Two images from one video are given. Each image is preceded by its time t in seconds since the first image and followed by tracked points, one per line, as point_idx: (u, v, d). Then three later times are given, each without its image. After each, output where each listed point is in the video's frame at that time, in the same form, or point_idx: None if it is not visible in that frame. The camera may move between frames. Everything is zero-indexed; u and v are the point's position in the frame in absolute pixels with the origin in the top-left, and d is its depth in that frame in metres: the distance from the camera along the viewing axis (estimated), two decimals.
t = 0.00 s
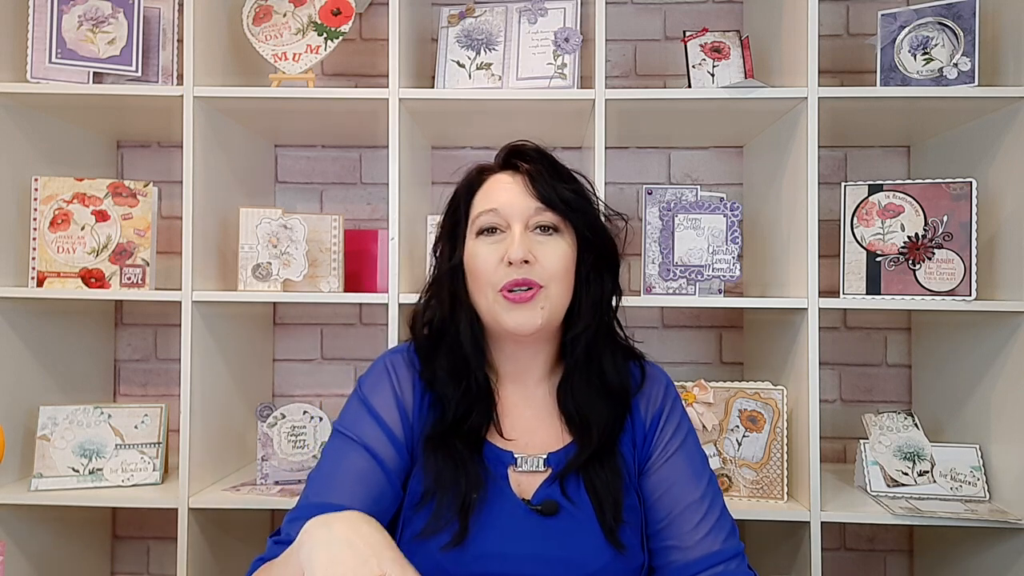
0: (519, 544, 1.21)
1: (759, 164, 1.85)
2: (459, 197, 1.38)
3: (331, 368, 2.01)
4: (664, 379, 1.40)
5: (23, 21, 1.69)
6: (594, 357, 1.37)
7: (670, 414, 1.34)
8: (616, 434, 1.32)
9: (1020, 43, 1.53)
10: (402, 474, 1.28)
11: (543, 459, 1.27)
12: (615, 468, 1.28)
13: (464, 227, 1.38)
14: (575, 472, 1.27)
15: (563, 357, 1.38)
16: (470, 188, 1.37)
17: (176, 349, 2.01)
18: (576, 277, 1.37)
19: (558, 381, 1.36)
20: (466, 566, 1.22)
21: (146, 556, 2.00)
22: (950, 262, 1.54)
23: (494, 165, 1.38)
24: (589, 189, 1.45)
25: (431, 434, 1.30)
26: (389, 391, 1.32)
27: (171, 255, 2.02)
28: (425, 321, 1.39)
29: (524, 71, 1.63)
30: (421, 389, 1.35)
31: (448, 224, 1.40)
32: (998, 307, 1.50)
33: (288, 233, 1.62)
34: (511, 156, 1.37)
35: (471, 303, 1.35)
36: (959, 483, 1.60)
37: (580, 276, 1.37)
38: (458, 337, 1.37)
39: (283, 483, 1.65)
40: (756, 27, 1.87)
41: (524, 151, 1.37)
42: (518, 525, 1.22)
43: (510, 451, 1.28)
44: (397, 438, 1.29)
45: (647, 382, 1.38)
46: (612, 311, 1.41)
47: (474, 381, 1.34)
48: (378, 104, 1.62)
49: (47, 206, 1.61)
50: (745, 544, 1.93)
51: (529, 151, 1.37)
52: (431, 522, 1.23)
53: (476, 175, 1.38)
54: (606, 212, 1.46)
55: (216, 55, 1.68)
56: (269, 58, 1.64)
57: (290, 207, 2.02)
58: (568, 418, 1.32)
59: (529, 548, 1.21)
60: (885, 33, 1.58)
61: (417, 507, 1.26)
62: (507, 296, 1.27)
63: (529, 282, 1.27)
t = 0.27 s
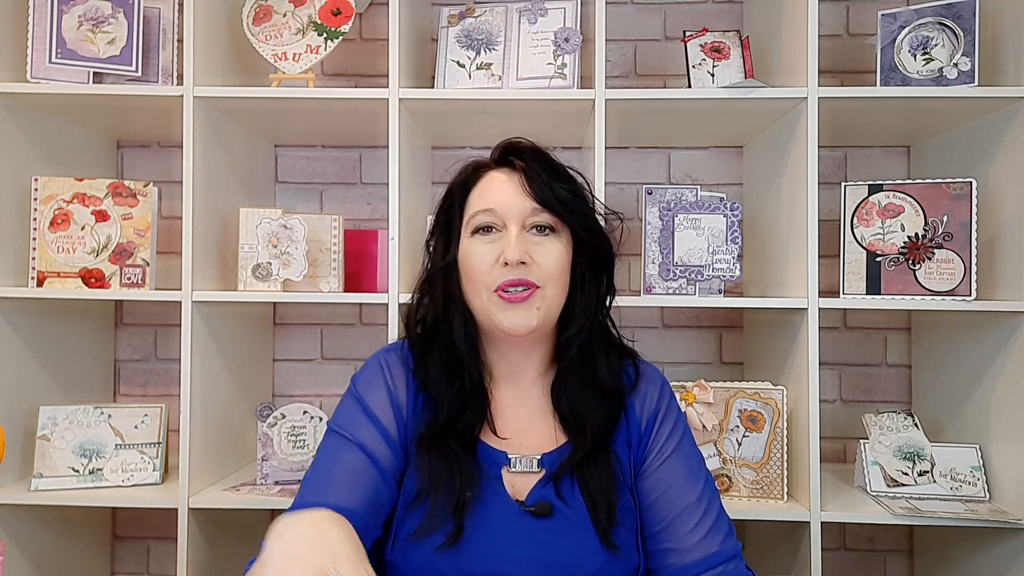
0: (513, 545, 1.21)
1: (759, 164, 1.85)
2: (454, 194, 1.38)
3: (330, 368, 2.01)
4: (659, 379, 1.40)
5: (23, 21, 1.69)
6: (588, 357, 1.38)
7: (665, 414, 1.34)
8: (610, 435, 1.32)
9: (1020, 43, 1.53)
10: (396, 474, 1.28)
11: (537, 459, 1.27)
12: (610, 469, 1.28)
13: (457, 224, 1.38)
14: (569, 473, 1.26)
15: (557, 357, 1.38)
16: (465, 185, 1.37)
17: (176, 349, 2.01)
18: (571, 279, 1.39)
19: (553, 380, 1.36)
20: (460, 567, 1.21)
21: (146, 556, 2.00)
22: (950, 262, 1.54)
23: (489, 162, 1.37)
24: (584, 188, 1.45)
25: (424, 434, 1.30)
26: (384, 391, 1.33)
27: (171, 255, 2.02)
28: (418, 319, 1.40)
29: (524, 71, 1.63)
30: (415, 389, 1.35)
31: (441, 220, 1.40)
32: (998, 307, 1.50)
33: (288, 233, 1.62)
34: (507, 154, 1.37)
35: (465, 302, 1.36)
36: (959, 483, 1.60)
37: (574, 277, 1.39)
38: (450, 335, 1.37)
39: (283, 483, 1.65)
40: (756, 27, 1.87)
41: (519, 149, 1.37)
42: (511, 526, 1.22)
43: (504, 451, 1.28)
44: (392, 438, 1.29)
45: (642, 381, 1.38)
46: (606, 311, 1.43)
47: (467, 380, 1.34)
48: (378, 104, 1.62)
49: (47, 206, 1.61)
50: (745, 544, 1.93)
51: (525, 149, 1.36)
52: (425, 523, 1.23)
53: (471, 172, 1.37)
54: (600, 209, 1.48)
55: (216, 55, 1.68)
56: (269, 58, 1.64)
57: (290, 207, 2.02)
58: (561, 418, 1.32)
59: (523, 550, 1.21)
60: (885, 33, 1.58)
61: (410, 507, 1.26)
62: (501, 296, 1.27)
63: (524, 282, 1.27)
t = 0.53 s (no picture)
0: (501, 547, 1.22)
1: (759, 164, 1.85)
2: (439, 193, 1.37)
3: (330, 368, 2.01)
4: (648, 376, 1.39)
5: (23, 21, 1.69)
6: (571, 360, 1.37)
7: (655, 413, 1.33)
8: (598, 436, 1.31)
9: (1020, 43, 1.53)
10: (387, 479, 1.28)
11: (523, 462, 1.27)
12: (598, 471, 1.28)
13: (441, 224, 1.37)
14: (555, 476, 1.26)
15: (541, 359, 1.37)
16: (450, 184, 1.36)
17: (176, 349, 2.01)
18: (555, 281, 1.37)
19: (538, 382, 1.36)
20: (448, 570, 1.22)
21: (146, 556, 2.00)
22: (950, 262, 1.54)
23: (476, 161, 1.37)
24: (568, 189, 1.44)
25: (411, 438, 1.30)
26: (373, 395, 1.33)
27: (171, 255, 2.02)
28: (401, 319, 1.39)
29: (524, 71, 1.63)
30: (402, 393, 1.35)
31: (425, 219, 1.39)
32: (998, 307, 1.50)
33: (288, 233, 1.62)
34: (494, 154, 1.36)
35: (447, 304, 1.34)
36: (959, 483, 1.60)
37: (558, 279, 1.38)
38: (433, 336, 1.36)
39: (283, 483, 1.65)
40: (756, 27, 1.87)
41: (506, 150, 1.36)
42: (499, 528, 1.23)
43: (491, 453, 1.28)
44: (382, 442, 1.29)
45: (630, 380, 1.37)
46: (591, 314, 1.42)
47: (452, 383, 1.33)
48: (378, 104, 1.62)
49: (47, 206, 1.61)
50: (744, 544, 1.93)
51: (511, 149, 1.36)
52: (412, 526, 1.23)
53: (456, 171, 1.37)
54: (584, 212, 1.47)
55: (216, 55, 1.68)
56: (269, 58, 1.64)
57: (290, 207, 2.02)
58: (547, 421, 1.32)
59: (511, 552, 1.22)
60: (885, 33, 1.58)
61: (399, 512, 1.26)
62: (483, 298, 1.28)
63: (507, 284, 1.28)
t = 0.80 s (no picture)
0: (476, 550, 1.22)
1: (759, 164, 1.85)
2: (433, 185, 1.37)
3: (330, 368, 2.01)
4: (630, 377, 1.38)
5: (23, 21, 1.69)
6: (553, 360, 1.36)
7: (638, 414, 1.33)
8: (578, 439, 1.31)
9: (1020, 43, 1.53)
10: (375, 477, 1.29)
11: (502, 464, 1.27)
12: (578, 473, 1.28)
13: (431, 216, 1.37)
14: (533, 480, 1.26)
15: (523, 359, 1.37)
16: (445, 177, 1.36)
17: (176, 349, 2.01)
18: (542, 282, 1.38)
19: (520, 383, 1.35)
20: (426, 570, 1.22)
21: (146, 556, 2.00)
22: (950, 262, 1.54)
23: (472, 158, 1.37)
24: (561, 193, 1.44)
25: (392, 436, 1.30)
26: (358, 395, 1.34)
27: (171, 255, 2.02)
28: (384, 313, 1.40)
29: (524, 71, 1.63)
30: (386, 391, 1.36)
31: (415, 210, 1.39)
32: (998, 307, 1.50)
33: (288, 233, 1.62)
34: (489, 152, 1.37)
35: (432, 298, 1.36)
36: (959, 483, 1.60)
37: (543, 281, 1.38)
38: (416, 329, 1.38)
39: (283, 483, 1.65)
40: (756, 27, 1.87)
41: (503, 149, 1.37)
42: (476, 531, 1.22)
43: (470, 455, 1.28)
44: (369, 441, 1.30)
45: (612, 382, 1.37)
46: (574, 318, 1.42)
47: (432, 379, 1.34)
48: (378, 104, 1.62)
49: (47, 206, 1.61)
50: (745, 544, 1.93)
51: (508, 150, 1.37)
52: (393, 526, 1.23)
53: (452, 165, 1.37)
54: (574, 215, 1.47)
55: (216, 55, 1.68)
56: (269, 58, 1.64)
57: (290, 207, 2.02)
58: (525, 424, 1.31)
59: (486, 555, 1.22)
60: (885, 34, 1.58)
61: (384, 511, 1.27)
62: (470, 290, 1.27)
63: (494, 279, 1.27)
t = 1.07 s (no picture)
0: (473, 550, 1.22)
1: (759, 164, 1.85)
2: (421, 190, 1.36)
3: (330, 368, 2.01)
4: (625, 376, 1.38)
5: (23, 21, 1.69)
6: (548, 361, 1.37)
7: (633, 413, 1.33)
8: (572, 438, 1.31)
9: (1020, 43, 1.53)
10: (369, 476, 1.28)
11: (497, 465, 1.27)
12: (574, 473, 1.28)
13: (421, 221, 1.36)
14: (529, 478, 1.26)
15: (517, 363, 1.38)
16: (433, 182, 1.35)
17: (176, 349, 2.01)
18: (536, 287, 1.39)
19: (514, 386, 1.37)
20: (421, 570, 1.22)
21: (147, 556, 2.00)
22: (950, 262, 1.54)
23: (458, 159, 1.36)
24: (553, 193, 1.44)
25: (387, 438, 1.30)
26: (353, 396, 1.34)
27: (171, 255, 2.02)
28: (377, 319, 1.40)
29: (524, 71, 1.63)
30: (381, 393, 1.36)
31: (405, 215, 1.38)
32: (998, 307, 1.50)
33: (288, 233, 1.62)
34: (476, 155, 1.36)
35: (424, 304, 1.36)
36: (959, 483, 1.60)
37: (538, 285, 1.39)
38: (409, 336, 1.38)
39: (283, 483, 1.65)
40: (756, 27, 1.87)
41: (489, 150, 1.36)
42: (473, 532, 1.23)
43: (466, 455, 1.29)
44: (363, 441, 1.30)
45: (607, 381, 1.37)
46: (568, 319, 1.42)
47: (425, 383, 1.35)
48: (378, 104, 1.62)
49: (47, 206, 1.61)
50: (745, 544, 1.94)
51: (494, 150, 1.36)
52: (388, 526, 1.24)
53: (439, 168, 1.35)
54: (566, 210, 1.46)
55: (216, 55, 1.68)
56: (269, 58, 1.64)
57: (290, 207, 2.02)
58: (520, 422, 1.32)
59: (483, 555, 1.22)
60: (885, 33, 1.58)
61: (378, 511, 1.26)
62: (463, 303, 1.27)
63: (488, 291, 1.28)
